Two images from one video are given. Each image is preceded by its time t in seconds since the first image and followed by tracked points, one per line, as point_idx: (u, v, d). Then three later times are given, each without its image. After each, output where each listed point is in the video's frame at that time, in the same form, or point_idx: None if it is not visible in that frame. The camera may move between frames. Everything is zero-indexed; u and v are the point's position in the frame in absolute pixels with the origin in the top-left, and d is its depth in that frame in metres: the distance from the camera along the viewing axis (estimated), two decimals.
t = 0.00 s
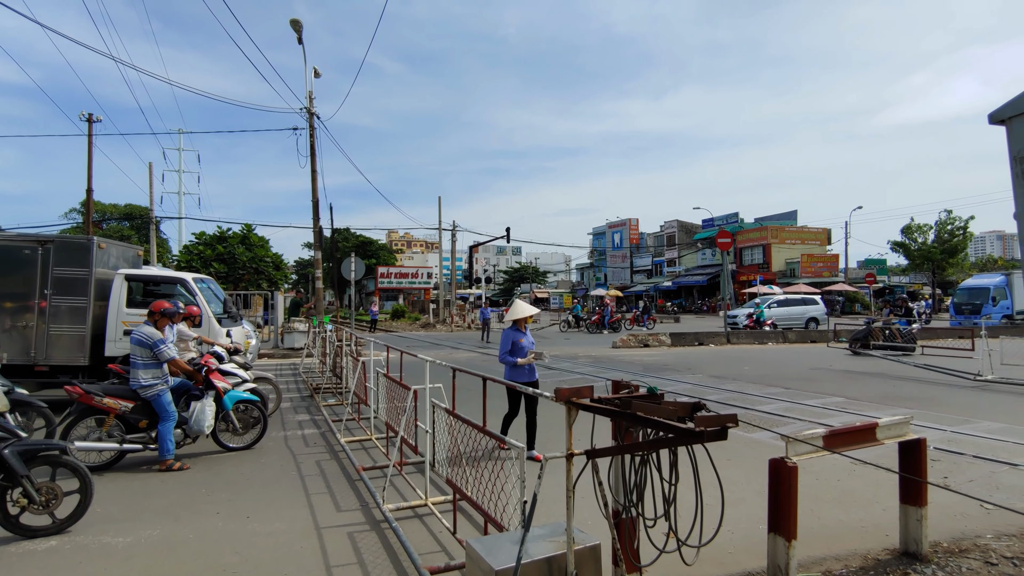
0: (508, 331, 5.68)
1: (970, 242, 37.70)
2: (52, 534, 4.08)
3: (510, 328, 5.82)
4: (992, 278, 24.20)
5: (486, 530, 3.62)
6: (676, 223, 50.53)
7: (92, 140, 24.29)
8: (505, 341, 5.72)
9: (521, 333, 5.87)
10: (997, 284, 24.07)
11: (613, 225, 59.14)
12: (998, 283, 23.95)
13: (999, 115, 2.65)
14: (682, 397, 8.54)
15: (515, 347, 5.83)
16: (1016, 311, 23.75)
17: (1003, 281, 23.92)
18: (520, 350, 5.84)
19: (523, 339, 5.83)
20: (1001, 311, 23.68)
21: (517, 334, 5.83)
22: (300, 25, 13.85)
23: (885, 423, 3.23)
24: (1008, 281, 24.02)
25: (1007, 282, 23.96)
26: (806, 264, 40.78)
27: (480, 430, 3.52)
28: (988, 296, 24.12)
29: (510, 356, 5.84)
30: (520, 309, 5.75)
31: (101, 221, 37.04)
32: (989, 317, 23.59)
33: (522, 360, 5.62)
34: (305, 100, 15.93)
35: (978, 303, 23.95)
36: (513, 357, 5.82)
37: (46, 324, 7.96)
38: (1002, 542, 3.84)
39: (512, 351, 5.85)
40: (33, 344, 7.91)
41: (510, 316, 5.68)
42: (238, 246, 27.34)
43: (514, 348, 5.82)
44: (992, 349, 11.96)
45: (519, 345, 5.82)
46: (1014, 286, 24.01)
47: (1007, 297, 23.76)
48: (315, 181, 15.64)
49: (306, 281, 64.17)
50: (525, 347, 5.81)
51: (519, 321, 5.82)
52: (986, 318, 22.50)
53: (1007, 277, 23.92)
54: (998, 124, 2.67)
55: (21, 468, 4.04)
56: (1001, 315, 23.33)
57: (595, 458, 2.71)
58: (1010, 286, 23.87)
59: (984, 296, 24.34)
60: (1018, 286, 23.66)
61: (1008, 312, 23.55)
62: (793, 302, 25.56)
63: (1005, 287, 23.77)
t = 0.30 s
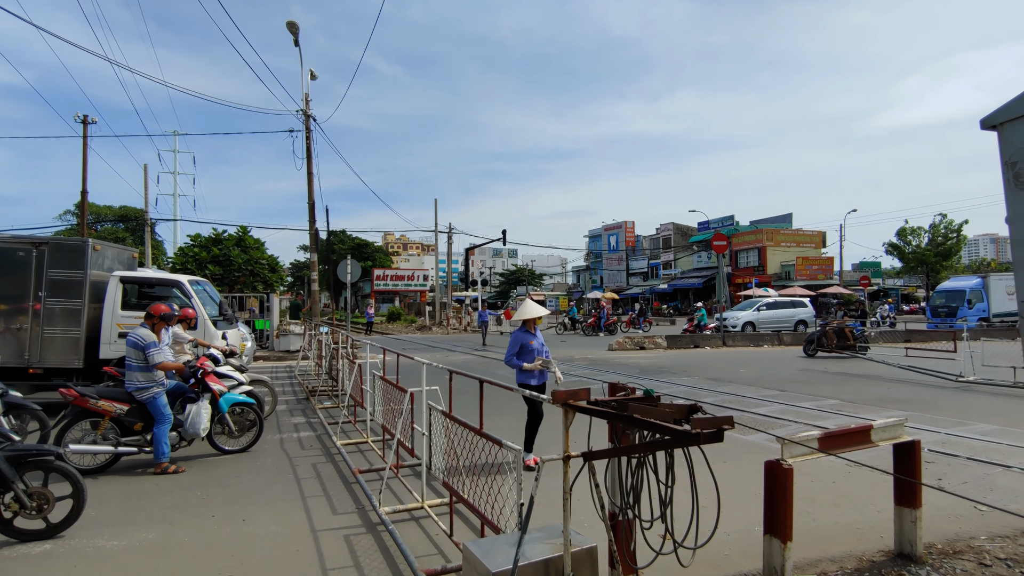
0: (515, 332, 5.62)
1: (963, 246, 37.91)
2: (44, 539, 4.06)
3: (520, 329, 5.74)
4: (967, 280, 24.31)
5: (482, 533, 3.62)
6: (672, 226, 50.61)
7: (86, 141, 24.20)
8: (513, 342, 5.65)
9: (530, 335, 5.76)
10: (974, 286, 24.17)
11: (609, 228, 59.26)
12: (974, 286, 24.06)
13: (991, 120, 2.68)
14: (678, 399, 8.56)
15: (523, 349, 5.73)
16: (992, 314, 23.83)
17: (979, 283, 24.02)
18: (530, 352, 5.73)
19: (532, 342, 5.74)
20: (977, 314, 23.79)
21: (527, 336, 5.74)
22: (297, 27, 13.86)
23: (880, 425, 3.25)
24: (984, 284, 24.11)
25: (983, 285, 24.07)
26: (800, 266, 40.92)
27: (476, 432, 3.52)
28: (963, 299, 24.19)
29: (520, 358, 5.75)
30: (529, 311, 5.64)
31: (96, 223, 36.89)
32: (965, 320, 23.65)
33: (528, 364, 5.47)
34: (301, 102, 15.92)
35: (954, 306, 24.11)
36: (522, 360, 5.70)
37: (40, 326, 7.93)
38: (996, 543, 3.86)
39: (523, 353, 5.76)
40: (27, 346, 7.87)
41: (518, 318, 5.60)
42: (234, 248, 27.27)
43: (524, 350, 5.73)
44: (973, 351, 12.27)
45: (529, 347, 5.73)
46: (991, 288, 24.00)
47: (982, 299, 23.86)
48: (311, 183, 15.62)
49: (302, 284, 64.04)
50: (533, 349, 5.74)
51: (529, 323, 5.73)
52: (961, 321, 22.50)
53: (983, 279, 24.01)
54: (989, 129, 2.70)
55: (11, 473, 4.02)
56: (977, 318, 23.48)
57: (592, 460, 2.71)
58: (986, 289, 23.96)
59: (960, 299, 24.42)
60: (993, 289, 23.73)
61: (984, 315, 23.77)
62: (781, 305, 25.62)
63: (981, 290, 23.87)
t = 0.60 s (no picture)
0: (524, 338, 5.53)
1: (957, 246, 38.12)
2: (38, 544, 4.04)
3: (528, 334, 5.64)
4: (944, 281, 24.38)
5: (478, 534, 3.62)
6: (668, 227, 50.66)
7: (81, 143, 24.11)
8: (522, 348, 5.55)
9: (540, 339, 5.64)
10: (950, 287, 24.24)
11: (605, 229, 59.35)
12: (951, 287, 24.12)
13: (982, 123, 2.71)
14: (675, 400, 8.59)
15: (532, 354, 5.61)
16: (969, 314, 23.89)
17: (956, 284, 24.07)
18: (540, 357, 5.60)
19: (541, 347, 5.62)
20: (953, 315, 23.87)
21: (536, 340, 5.62)
22: (292, 28, 13.84)
23: (874, 426, 3.27)
24: (961, 284, 24.12)
25: (960, 286, 24.14)
26: (796, 267, 41.04)
27: (474, 433, 3.52)
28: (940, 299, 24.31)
29: (529, 363, 5.65)
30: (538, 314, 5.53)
31: (90, 224, 36.68)
32: (942, 320, 23.72)
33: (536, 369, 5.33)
34: (297, 104, 15.89)
35: (930, 307, 24.18)
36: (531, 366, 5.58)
37: (35, 328, 7.89)
38: (989, 543, 3.89)
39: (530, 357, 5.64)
40: (21, 348, 7.83)
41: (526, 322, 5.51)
42: (229, 249, 27.19)
43: (533, 355, 5.61)
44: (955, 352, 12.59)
45: (538, 352, 5.61)
46: (968, 289, 24.04)
47: (959, 300, 23.90)
48: (307, 185, 15.60)
49: (297, 285, 63.86)
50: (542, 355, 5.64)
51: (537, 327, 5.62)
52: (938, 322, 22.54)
53: (960, 280, 24.02)
54: (979, 132, 2.73)
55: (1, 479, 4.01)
56: (954, 319, 23.55)
57: (588, 461, 2.72)
58: (963, 289, 24.01)
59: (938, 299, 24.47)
60: (969, 291, 23.78)
61: (961, 315, 23.74)
62: (772, 306, 25.74)
63: (958, 290, 23.92)
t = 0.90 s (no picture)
0: (533, 336, 5.38)
1: (951, 247, 38.35)
2: (32, 546, 4.01)
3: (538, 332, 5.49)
4: (922, 282, 24.49)
5: (475, 534, 3.62)
6: (664, 228, 50.66)
7: (75, 143, 23.96)
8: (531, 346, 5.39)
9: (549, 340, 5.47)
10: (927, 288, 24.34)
11: (601, 230, 59.43)
12: (928, 287, 24.22)
13: (975, 125, 2.72)
14: (671, 400, 8.61)
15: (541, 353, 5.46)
16: (946, 315, 24.03)
17: (934, 284, 24.17)
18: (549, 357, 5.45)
19: (549, 347, 5.46)
20: (931, 316, 23.99)
21: (546, 340, 5.47)
22: (287, 28, 13.79)
23: (869, 426, 3.29)
24: (938, 285, 24.28)
25: (937, 286, 24.24)
26: (791, 268, 41.19)
27: (470, 434, 3.52)
28: (918, 300, 24.32)
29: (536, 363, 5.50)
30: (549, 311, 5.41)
31: (84, 225, 36.51)
32: (920, 321, 23.80)
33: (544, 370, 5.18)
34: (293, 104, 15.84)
35: (908, 308, 24.24)
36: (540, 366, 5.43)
37: (29, 329, 7.84)
38: (984, 542, 3.91)
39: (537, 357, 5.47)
40: (15, 350, 7.79)
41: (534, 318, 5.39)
42: (224, 250, 27.11)
43: (542, 354, 5.46)
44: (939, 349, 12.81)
45: (546, 351, 5.45)
46: (945, 290, 24.22)
47: (936, 300, 24.05)
48: (302, 185, 15.56)
49: (293, 286, 63.69)
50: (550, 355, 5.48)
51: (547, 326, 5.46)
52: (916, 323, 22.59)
53: (938, 280, 24.17)
54: (972, 133, 2.75)
55: None
56: (932, 320, 23.63)
57: (585, 461, 2.72)
58: (940, 290, 24.17)
59: (915, 300, 24.57)
60: (947, 292, 23.88)
61: (939, 316, 23.89)
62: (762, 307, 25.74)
63: (935, 291, 24.05)
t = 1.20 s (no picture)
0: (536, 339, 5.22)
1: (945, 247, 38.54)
2: (25, 547, 3.99)
3: (543, 336, 5.31)
4: (900, 281, 24.53)
5: (470, 534, 3.62)
6: (660, 228, 50.82)
7: (69, 141, 23.84)
8: (535, 351, 5.21)
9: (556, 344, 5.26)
10: (905, 288, 24.44)
11: (597, 230, 59.50)
12: (906, 287, 24.28)
13: (970, 126, 2.73)
14: (666, 400, 8.63)
15: (546, 358, 5.29)
16: (924, 314, 24.09)
17: (912, 284, 24.22)
18: (555, 362, 5.27)
19: (554, 352, 5.26)
20: (909, 316, 24.09)
21: (552, 344, 5.28)
22: (283, 27, 13.74)
23: (863, 425, 3.30)
24: (916, 285, 24.32)
25: (916, 286, 24.34)
26: (786, 268, 41.32)
27: (466, 433, 3.53)
28: (896, 300, 24.45)
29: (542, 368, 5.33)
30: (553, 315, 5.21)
31: (78, 225, 36.32)
32: (898, 322, 23.92)
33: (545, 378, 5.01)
34: (288, 103, 15.79)
35: (886, 308, 24.38)
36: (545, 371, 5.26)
37: (21, 329, 7.79)
38: (977, 541, 3.93)
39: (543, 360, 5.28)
40: (8, 349, 7.74)
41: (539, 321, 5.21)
42: (219, 249, 27.02)
43: (547, 359, 5.28)
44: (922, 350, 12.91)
45: (552, 355, 5.27)
46: (924, 290, 24.23)
47: (914, 301, 24.14)
48: (298, 185, 15.52)
49: (288, 285, 63.53)
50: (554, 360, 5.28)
51: (554, 329, 5.27)
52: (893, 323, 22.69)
53: (916, 280, 24.20)
54: (966, 134, 2.76)
55: None
56: (910, 320, 23.72)
57: (581, 460, 2.72)
58: (918, 290, 24.21)
59: (893, 300, 24.65)
60: (925, 292, 23.98)
61: (916, 316, 24.00)
62: (755, 307, 25.80)
63: (913, 291, 24.13)
